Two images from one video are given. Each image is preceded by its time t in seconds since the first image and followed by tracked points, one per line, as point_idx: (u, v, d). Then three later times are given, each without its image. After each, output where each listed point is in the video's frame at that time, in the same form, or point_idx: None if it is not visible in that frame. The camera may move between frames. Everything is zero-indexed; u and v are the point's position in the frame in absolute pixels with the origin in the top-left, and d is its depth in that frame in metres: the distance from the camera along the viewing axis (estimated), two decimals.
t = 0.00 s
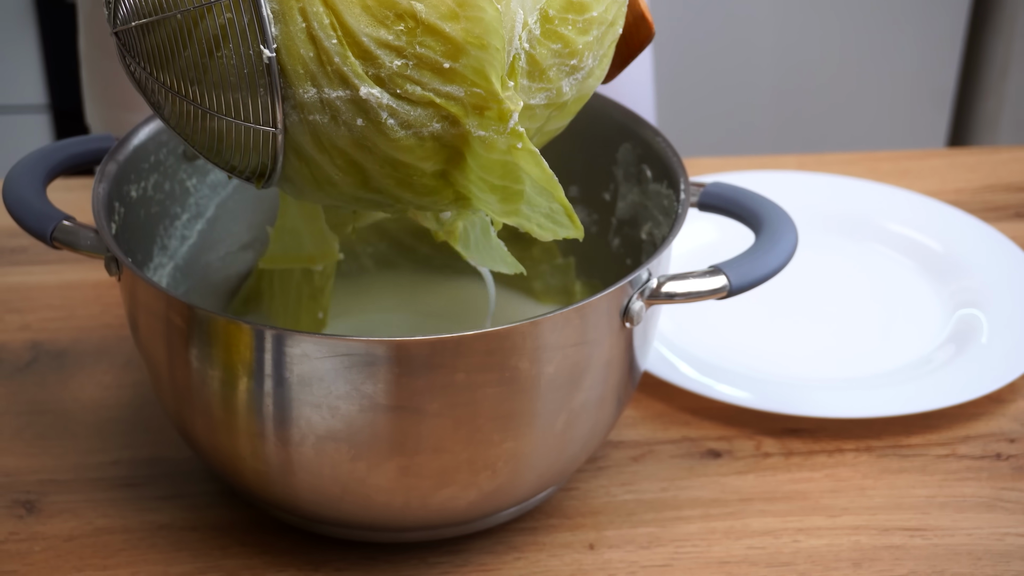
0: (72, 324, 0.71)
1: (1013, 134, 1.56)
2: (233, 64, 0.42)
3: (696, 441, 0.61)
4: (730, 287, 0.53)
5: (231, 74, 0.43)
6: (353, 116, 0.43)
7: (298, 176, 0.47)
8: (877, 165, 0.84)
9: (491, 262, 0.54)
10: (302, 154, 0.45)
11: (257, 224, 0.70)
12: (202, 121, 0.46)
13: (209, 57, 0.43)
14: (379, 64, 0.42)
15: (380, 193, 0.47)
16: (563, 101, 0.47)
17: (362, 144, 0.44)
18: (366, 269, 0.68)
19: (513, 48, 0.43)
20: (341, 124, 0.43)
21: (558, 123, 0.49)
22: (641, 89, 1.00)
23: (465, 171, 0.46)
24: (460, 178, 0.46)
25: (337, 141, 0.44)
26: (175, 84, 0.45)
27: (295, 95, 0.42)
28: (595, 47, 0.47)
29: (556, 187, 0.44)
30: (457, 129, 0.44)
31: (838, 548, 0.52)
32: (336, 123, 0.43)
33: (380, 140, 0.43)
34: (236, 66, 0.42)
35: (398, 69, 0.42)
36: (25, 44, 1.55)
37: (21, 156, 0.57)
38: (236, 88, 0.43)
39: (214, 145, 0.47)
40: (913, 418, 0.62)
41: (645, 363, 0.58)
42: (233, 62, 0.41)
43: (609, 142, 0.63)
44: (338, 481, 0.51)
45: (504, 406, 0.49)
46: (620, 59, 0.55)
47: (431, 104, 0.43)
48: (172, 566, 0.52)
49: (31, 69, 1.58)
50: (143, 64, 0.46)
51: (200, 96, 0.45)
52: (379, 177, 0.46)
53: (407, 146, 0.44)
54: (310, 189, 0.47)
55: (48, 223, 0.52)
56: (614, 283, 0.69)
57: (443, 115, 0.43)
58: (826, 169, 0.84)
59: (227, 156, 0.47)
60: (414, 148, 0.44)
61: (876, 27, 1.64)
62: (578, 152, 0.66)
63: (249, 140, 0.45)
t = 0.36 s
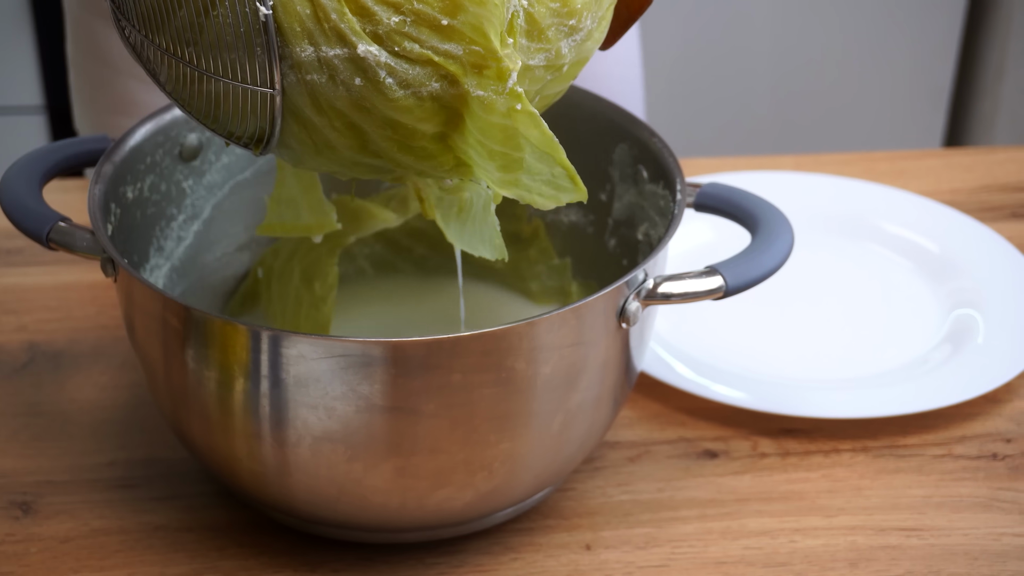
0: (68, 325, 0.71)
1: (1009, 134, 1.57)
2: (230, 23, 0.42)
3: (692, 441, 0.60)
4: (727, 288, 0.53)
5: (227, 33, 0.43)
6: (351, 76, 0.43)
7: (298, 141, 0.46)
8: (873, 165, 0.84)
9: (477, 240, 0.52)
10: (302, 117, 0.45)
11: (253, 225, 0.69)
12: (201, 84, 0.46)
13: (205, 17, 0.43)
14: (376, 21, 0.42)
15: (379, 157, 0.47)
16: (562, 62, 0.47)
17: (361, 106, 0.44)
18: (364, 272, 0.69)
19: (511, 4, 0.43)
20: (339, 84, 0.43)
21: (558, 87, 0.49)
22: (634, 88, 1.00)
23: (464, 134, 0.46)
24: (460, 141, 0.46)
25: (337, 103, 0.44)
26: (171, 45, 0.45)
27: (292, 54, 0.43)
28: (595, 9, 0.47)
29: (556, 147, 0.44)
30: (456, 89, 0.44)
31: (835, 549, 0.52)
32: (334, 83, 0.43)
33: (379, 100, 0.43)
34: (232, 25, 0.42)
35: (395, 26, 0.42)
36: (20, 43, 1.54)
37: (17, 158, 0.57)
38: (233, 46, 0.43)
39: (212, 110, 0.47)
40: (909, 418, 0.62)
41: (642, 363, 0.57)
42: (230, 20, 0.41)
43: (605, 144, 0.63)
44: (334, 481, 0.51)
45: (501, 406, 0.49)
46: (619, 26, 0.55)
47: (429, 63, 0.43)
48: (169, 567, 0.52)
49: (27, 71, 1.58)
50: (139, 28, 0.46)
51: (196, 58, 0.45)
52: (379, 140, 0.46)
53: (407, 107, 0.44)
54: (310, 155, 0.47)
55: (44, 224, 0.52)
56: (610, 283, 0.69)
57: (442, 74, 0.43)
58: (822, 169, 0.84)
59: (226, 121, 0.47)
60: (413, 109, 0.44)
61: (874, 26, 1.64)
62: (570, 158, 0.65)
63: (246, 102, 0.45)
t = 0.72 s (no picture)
0: (64, 326, 0.71)
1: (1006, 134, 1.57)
2: (240, 46, 0.42)
3: (688, 442, 0.60)
4: (723, 288, 0.54)
5: (237, 55, 0.42)
6: (359, 99, 0.43)
7: (302, 158, 0.47)
8: (870, 165, 0.85)
9: (472, 251, 0.53)
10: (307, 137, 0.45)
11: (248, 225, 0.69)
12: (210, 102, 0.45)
13: (216, 39, 0.42)
14: (384, 47, 0.42)
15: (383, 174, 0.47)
16: (563, 82, 0.48)
17: (367, 127, 0.44)
18: (360, 271, 0.69)
19: (515, 30, 0.44)
20: (347, 107, 0.43)
21: (556, 105, 0.49)
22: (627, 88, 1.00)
23: (466, 154, 0.46)
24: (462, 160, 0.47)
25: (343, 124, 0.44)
26: (179, 64, 0.44)
27: (301, 77, 0.43)
28: (594, 31, 0.47)
29: (556, 166, 0.45)
30: (461, 111, 0.44)
31: (831, 549, 0.52)
32: (342, 106, 0.43)
33: (385, 122, 0.44)
34: (243, 49, 0.42)
35: (403, 51, 0.42)
36: (16, 43, 1.54)
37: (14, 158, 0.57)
38: (243, 69, 0.43)
39: (218, 127, 0.46)
40: (906, 418, 0.62)
41: (637, 363, 0.58)
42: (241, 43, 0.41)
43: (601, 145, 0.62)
44: (330, 482, 0.51)
45: (497, 407, 0.50)
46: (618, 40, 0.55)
47: (435, 87, 0.43)
48: (165, 568, 0.52)
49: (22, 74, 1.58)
50: (147, 46, 0.45)
51: (205, 77, 0.44)
52: (382, 158, 0.46)
53: (412, 128, 0.44)
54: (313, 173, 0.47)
55: (40, 224, 0.52)
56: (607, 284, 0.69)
57: (446, 98, 0.44)
58: (818, 170, 0.84)
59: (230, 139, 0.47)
60: (418, 130, 0.44)
61: (871, 27, 1.64)
62: (567, 159, 0.65)
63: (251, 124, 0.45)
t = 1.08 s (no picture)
0: (61, 327, 0.71)
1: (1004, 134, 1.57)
2: (240, 46, 0.42)
3: (686, 442, 0.60)
4: (720, 288, 0.54)
5: (237, 56, 0.42)
6: (357, 99, 0.43)
7: (302, 156, 0.47)
8: (867, 166, 0.85)
9: (475, 247, 0.53)
10: (307, 138, 0.46)
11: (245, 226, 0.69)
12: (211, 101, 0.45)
13: (215, 40, 0.42)
14: (382, 46, 0.42)
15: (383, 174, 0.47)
16: (559, 81, 0.48)
17: (366, 127, 0.44)
18: (356, 271, 0.67)
19: (512, 29, 0.44)
20: (346, 107, 0.43)
21: (554, 102, 0.49)
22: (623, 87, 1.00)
23: (465, 153, 0.46)
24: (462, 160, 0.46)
25: (342, 124, 0.44)
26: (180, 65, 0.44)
27: (300, 77, 0.43)
28: (590, 30, 0.47)
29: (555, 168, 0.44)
30: (458, 111, 0.44)
31: (829, 549, 0.52)
32: (341, 106, 0.43)
33: (384, 122, 0.43)
34: (243, 50, 0.42)
35: (400, 51, 0.42)
36: (12, 41, 1.54)
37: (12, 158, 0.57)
38: (243, 70, 0.43)
39: (218, 126, 0.47)
40: (903, 418, 0.62)
41: (634, 363, 0.58)
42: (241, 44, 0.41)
43: (598, 146, 0.62)
44: (328, 483, 0.51)
45: (495, 407, 0.50)
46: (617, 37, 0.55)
47: (433, 86, 0.43)
48: (162, 569, 0.52)
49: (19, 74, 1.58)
50: (147, 47, 0.45)
51: (206, 78, 0.44)
52: (381, 158, 0.46)
53: (410, 128, 0.44)
54: (314, 171, 0.48)
55: (38, 225, 0.52)
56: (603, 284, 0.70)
57: (445, 97, 0.43)
58: (815, 170, 0.84)
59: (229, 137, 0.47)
60: (416, 129, 0.44)
61: (869, 27, 1.64)
62: (564, 160, 0.65)
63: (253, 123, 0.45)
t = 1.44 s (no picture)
0: (57, 328, 0.71)
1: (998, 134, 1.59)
2: (305, 14, 0.44)
3: (682, 443, 0.60)
4: (716, 289, 0.54)
5: (302, 23, 0.44)
6: (423, 62, 0.45)
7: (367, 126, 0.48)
8: (863, 166, 0.85)
9: (533, 214, 0.54)
10: (371, 107, 0.47)
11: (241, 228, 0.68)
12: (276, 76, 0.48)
13: (280, 9, 0.44)
14: (446, 10, 0.44)
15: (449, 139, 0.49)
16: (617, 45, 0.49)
17: (431, 90, 0.46)
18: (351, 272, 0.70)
19: None
20: (410, 70, 0.45)
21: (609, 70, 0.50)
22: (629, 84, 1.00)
23: (528, 115, 0.47)
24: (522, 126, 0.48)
25: (407, 89, 0.46)
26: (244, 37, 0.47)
27: (365, 42, 0.44)
28: None
29: (616, 131, 0.45)
30: (521, 73, 0.45)
31: (825, 549, 0.52)
32: (406, 69, 0.45)
33: (448, 83, 0.45)
34: (306, 16, 0.44)
35: (464, 14, 0.44)
36: (10, 42, 1.54)
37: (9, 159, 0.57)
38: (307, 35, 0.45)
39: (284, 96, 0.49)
40: (900, 419, 0.62)
41: (630, 364, 0.58)
42: (305, 11, 0.43)
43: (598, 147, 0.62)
44: (324, 484, 0.51)
45: (492, 408, 0.50)
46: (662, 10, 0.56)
47: (496, 49, 0.45)
48: (159, 571, 0.52)
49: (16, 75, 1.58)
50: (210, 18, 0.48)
51: (270, 46, 0.46)
52: (446, 121, 0.47)
53: (475, 90, 0.46)
54: (379, 139, 0.49)
55: (34, 226, 0.52)
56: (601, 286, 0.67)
57: (508, 59, 0.45)
58: (811, 170, 0.84)
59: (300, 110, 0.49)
60: (480, 92, 0.46)
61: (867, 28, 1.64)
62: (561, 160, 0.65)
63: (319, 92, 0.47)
